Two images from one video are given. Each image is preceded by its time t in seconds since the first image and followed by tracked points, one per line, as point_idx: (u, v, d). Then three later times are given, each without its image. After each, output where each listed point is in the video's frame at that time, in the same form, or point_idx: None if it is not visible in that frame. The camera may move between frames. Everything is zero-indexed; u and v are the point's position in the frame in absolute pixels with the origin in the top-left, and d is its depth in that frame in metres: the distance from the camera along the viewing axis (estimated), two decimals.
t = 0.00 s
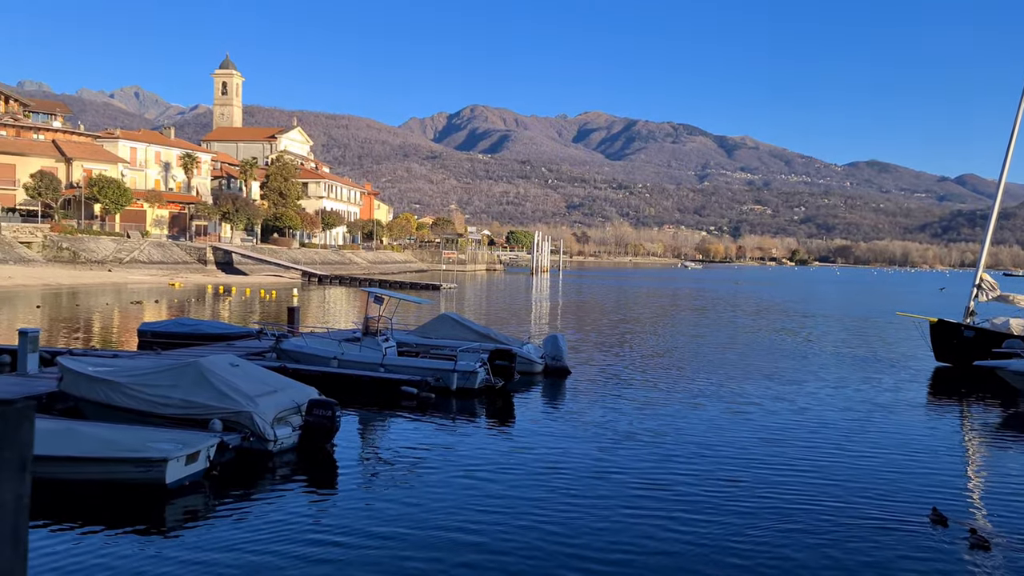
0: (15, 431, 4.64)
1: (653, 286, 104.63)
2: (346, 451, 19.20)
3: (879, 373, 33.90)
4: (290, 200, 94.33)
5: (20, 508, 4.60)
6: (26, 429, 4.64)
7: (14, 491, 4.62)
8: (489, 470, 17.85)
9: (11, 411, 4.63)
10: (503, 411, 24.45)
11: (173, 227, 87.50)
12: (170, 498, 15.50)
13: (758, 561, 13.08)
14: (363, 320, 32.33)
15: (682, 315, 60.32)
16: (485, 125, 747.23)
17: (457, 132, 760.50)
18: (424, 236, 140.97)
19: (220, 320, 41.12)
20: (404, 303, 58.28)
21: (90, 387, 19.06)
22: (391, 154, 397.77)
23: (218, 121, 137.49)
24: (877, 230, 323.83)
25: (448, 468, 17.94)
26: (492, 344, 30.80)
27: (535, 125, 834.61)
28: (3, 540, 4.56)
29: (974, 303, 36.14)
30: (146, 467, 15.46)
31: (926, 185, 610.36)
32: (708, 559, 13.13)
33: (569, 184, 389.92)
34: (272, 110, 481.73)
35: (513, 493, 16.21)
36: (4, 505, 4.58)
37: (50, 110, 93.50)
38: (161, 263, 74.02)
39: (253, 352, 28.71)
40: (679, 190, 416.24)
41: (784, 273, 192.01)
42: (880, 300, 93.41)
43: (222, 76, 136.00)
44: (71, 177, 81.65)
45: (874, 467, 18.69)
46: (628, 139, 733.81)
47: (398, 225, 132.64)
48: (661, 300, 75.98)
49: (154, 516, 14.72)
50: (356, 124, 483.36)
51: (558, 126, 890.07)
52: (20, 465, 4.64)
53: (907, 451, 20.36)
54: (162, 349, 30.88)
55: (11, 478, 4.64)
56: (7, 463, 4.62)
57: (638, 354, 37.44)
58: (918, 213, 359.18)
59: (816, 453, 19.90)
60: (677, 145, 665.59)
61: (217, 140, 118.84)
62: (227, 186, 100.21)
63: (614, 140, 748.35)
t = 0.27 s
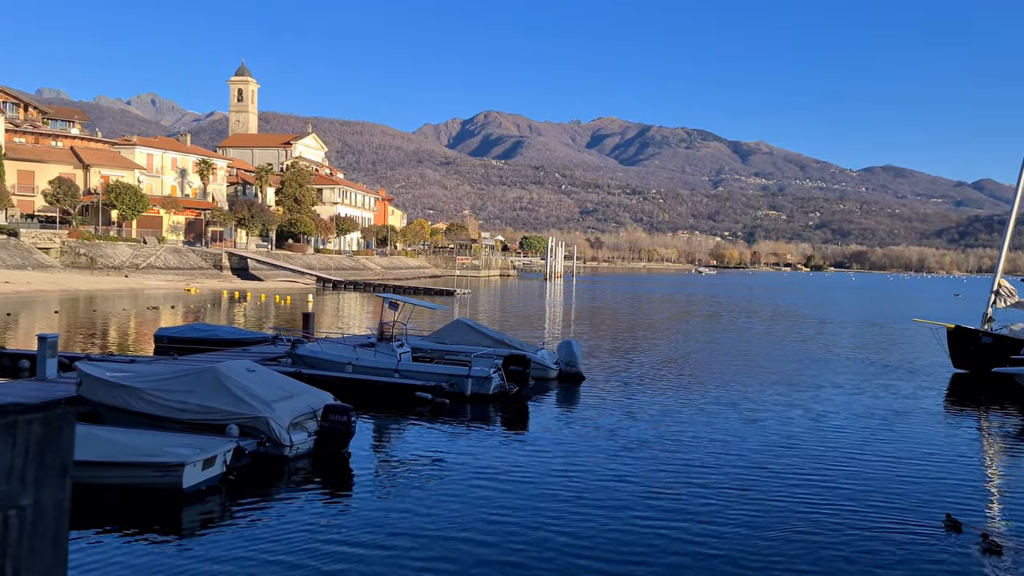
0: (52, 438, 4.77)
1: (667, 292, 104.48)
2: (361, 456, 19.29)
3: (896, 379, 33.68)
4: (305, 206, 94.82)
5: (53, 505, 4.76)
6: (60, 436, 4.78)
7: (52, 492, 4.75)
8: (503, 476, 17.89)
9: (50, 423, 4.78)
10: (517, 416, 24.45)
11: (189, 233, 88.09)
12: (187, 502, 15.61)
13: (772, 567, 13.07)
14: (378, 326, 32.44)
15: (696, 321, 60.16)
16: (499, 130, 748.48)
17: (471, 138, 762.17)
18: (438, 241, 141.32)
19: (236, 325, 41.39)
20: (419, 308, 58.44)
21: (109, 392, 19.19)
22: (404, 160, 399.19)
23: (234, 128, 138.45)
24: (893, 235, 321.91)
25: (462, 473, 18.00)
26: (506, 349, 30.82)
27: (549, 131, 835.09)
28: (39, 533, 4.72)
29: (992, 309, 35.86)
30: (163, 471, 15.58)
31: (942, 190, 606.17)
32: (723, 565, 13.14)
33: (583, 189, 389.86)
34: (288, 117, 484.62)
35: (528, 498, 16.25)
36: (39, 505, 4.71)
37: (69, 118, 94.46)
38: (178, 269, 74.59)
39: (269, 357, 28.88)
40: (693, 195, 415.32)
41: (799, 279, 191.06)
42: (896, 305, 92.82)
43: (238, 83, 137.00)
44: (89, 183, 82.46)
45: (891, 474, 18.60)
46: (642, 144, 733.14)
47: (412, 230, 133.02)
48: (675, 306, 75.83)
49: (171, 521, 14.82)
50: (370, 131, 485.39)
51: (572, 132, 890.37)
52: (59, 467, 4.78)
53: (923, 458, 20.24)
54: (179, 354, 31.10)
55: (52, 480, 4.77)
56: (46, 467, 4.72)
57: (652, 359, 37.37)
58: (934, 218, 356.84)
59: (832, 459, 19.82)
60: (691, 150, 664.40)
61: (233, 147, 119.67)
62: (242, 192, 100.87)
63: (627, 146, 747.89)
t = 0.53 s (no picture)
0: (95, 440, 4.03)
1: (679, 298, 104.22)
2: (374, 461, 19.35)
3: (910, 386, 33.49)
4: (317, 212, 95.15)
5: (96, 514, 4.02)
6: (103, 435, 4.05)
7: (93, 498, 4.02)
8: (515, 481, 17.94)
9: (89, 423, 4.05)
10: (530, 422, 24.45)
11: (202, 239, 88.54)
12: (201, 507, 15.67)
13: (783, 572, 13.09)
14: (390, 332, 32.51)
15: (709, 327, 59.96)
16: (509, 137, 749.23)
17: (482, 144, 763.10)
18: (450, 247, 141.49)
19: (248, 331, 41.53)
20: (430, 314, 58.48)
21: (122, 397, 19.18)
22: (415, 167, 400.22)
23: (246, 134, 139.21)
24: (906, 241, 320.11)
25: (474, 479, 18.05)
26: (518, 355, 30.82)
27: (560, 137, 835.46)
28: (79, 543, 3.98)
29: (1007, 316, 35.64)
30: (177, 476, 15.66)
31: (956, 195, 602.63)
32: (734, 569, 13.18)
33: (594, 195, 389.68)
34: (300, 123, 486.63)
35: (541, 503, 16.27)
36: (80, 513, 3.97)
37: (83, 124, 95.26)
38: (190, 274, 75.01)
39: (282, 363, 28.99)
40: (705, 200, 414.39)
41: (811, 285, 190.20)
42: (910, 312, 92.19)
43: (251, 89, 137.82)
44: (103, 190, 83.08)
45: (905, 481, 18.54)
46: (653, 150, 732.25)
47: (424, 236, 133.23)
48: (687, 312, 75.61)
49: (185, 526, 14.89)
50: (382, 137, 486.85)
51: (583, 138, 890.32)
52: (100, 472, 4.04)
53: (937, 465, 20.17)
54: (192, 360, 31.24)
55: (92, 486, 4.04)
56: (86, 472, 4.00)
57: (664, 366, 37.30)
58: (948, 224, 354.70)
59: (845, 466, 19.78)
60: (702, 156, 663.05)
61: (245, 153, 120.31)
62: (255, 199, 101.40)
63: (638, 152, 747.15)
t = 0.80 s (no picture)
0: (130, 442, 4.13)
1: (689, 303, 104.03)
2: (384, 466, 19.43)
3: (920, 392, 33.38)
4: (327, 218, 95.47)
5: (131, 511, 4.12)
6: (137, 438, 4.15)
7: (129, 499, 4.12)
8: (524, 485, 18.04)
9: (126, 426, 4.15)
10: (539, 427, 24.49)
11: (213, 244, 89.01)
12: (212, 511, 15.73)
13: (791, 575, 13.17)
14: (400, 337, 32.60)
15: (717, 333, 59.85)
16: (518, 142, 749.68)
17: (491, 149, 764.64)
18: (459, 253, 141.61)
19: (259, 336, 41.67)
20: (440, 320, 58.58)
21: (134, 401, 19.22)
22: (425, 172, 401.10)
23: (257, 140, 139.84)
24: (917, 246, 318.67)
25: (483, 482, 18.19)
26: (528, 360, 30.85)
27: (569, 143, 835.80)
28: (116, 540, 4.09)
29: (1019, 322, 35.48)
30: (190, 480, 15.74)
31: (967, 201, 599.62)
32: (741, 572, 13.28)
33: (603, 200, 389.51)
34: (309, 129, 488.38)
35: (552, 508, 16.32)
36: (116, 514, 4.07)
37: (95, 131, 95.91)
38: (201, 280, 75.37)
39: (292, 368, 29.10)
40: (714, 206, 413.62)
41: (822, 290, 189.41)
42: (921, 317, 91.66)
43: (262, 96, 138.53)
44: (115, 196, 83.62)
45: (914, 486, 18.57)
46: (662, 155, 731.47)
47: (433, 241, 133.42)
48: (696, 317, 75.48)
49: (198, 529, 14.98)
50: (392, 142, 487.95)
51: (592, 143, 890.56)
52: (135, 472, 4.14)
53: (947, 470, 20.17)
54: (203, 365, 31.38)
55: (128, 488, 4.13)
56: (122, 474, 4.09)
57: (673, 371, 37.29)
58: (959, 229, 352.95)
59: (854, 471, 19.80)
60: (712, 161, 661.97)
61: (256, 159, 120.85)
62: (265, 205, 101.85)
63: (648, 157, 746.59)
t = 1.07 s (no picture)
0: (164, 442, 3.76)
1: (698, 308, 103.89)
2: (394, 471, 19.46)
3: (932, 397, 33.24)
4: (336, 223, 95.78)
5: (167, 515, 3.76)
6: (172, 436, 3.79)
7: (163, 498, 3.76)
8: (534, 489, 18.03)
9: (161, 423, 3.80)
10: (549, 432, 24.46)
11: (222, 249, 89.38)
12: (223, 516, 15.77)
13: None
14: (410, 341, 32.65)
15: (727, 337, 59.71)
16: (527, 146, 749.78)
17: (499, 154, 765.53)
18: (467, 257, 141.86)
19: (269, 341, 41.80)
20: (449, 325, 58.66)
21: (147, 405, 19.33)
22: (433, 177, 401.80)
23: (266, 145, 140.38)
24: (927, 251, 317.46)
25: (494, 487, 18.20)
26: (537, 365, 30.83)
27: (577, 147, 836.00)
28: (150, 544, 3.73)
29: None
30: (201, 485, 15.79)
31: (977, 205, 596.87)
32: None
33: (612, 205, 389.37)
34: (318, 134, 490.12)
35: (562, 513, 16.30)
36: (151, 513, 3.72)
37: (106, 136, 96.49)
38: (211, 284, 75.68)
39: (302, 373, 29.16)
40: (723, 210, 412.88)
41: (831, 295, 188.85)
42: (932, 322, 91.35)
43: (271, 101, 139.10)
44: (125, 201, 84.09)
45: (927, 491, 18.49)
46: (670, 160, 730.86)
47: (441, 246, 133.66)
48: (705, 322, 75.40)
49: (209, 534, 15.00)
50: (400, 147, 489.02)
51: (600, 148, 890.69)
52: (169, 473, 3.78)
53: (960, 475, 20.08)
54: (214, 370, 31.48)
55: (161, 487, 3.78)
56: (156, 473, 3.74)
57: (683, 376, 37.24)
58: (970, 234, 351.41)
59: (867, 476, 19.73)
60: (720, 165, 660.96)
61: (265, 164, 121.34)
62: (274, 210, 102.25)
63: (656, 161, 746.12)
